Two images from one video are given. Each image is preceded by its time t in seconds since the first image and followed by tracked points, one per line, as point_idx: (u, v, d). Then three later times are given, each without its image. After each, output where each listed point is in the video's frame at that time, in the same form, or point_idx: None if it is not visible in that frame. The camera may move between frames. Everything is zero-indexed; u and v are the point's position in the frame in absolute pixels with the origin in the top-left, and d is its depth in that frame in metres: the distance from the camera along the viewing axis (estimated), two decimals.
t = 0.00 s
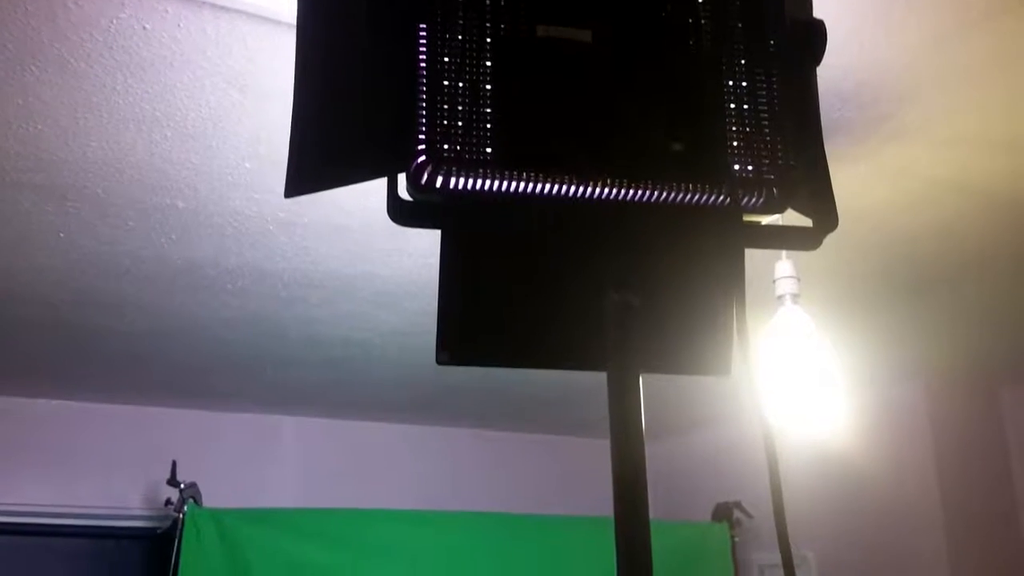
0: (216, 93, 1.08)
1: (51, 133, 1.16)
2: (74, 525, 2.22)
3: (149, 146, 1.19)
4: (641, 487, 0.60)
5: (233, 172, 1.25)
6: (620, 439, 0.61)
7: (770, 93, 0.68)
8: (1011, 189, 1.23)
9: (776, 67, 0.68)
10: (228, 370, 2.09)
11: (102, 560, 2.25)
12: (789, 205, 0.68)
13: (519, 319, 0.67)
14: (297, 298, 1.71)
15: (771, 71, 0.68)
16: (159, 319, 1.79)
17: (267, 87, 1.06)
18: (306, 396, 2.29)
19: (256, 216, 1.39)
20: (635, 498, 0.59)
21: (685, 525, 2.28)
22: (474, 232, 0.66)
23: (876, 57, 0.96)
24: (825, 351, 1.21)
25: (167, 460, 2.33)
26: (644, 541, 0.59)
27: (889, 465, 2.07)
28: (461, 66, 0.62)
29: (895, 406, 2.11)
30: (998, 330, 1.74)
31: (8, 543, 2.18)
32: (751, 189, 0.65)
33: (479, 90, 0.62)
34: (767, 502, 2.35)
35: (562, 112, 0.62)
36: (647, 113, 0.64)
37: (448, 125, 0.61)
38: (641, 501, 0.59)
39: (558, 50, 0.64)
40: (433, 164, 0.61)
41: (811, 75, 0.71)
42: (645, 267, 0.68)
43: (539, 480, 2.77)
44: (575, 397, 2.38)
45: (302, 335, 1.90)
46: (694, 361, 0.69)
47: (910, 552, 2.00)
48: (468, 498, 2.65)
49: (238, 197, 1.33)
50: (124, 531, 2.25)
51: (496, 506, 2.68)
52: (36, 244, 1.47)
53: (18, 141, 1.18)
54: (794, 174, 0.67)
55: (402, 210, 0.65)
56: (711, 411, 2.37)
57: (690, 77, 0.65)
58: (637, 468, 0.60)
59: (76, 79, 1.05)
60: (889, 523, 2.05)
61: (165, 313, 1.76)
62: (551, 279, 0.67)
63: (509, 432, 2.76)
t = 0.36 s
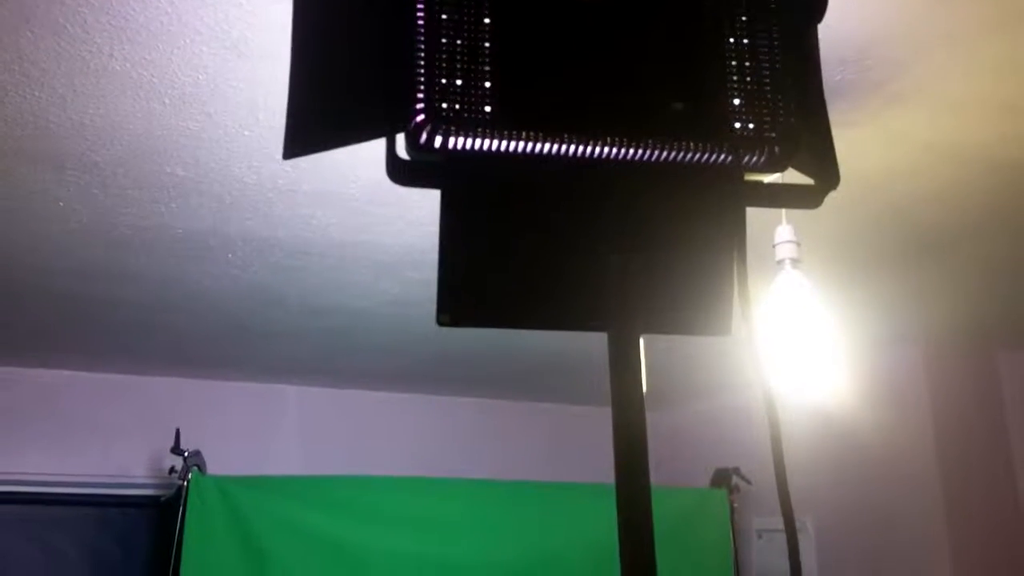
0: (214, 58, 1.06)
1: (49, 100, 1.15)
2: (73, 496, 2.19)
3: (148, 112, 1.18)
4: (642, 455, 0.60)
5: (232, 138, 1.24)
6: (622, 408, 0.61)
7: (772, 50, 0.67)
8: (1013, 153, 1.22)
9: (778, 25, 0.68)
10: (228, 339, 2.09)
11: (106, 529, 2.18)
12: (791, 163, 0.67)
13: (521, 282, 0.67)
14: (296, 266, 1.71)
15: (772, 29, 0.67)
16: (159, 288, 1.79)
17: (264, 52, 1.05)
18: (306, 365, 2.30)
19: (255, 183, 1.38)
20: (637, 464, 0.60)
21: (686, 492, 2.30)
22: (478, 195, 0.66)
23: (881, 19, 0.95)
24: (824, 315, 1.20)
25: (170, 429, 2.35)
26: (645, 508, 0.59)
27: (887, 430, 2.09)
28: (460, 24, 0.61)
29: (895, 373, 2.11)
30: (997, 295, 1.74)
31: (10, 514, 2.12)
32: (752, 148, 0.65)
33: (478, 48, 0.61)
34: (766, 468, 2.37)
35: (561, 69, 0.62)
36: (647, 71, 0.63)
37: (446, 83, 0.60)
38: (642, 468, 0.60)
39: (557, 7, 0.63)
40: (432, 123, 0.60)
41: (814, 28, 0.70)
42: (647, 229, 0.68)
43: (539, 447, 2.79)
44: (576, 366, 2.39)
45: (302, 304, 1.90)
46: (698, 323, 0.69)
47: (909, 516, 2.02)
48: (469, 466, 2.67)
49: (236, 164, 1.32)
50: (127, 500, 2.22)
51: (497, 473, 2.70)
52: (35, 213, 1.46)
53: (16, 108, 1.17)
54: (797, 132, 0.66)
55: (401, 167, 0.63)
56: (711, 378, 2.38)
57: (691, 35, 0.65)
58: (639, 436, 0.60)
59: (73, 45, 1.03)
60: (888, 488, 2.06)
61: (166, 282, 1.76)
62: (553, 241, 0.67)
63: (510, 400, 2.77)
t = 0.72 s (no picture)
0: (214, 25, 1.05)
1: (48, 66, 1.14)
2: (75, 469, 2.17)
3: (148, 78, 1.17)
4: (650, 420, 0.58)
5: (232, 106, 1.23)
6: (630, 372, 0.60)
7: (783, 11, 0.65)
8: None
9: None
10: (229, 310, 2.08)
11: (106, 502, 2.18)
12: (803, 128, 0.66)
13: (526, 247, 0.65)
14: (298, 237, 1.69)
15: None
16: (160, 259, 1.78)
17: (265, 18, 1.03)
18: (307, 337, 2.29)
19: (255, 152, 1.37)
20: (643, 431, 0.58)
21: (687, 464, 2.30)
22: (483, 155, 0.64)
23: None
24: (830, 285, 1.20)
25: (172, 400, 2.35)
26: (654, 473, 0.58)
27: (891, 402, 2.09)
28: None
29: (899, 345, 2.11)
30: (1002, 267, 1.73)
31: (10, 488, 2.12)
32: (763, 111, 0.64)
33: (485, 6, 0.60)
34: (769, 440, 2.38)
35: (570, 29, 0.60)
36: (657, 31, 0.61)
37: (452, 43, 0.59)
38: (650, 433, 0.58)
39: None
40: (437, 85, 0.59)
41: None
42: (653, 192, 0.67)
43: (541, 419, 2.79)
44: (578, 338, 2.38)
45: (303, 275, 1.89)
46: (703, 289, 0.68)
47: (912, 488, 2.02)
48: (471, 439, 2.67)
49: (237, 133, 1.31)
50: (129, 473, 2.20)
51: (497, 445, 2.71)
52: (35, 181, 1.45)
53: (14, 74, 1.16)
54: (807, 95, 0.65)
55: (406, 127, 0.63)
56: (713, 351, 2.38)
57: None
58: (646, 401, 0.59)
59: (71, 10, 1.02)
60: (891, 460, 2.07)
61: (167, 252, 1.75)
62: (558, 206, 0.66)
63: (511, 374, 2.77)
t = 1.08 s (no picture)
0: None
1: (52, 39, 1.13)
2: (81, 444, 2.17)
3: (151, 52, 1.16)
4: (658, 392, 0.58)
5: (236, 80, 1.23)
6: (636, 345, 0.60)
7: None
8: None
9: None
10: (232, 286, 2.08)
11: (111, 474, 2.19)
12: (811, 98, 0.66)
13: (532, 216, 0.66)
14: (300, 212, 1.69)
15: None
16: (164, 234, 1.78)
17: None
18: (310, 313, 2.30)
19: (259, 126, 1.37)
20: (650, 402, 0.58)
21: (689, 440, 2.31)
22: (490, 125, 0.64)
23: None
24: (834, 259, 1.19)
25: (177, 374, 2.35)
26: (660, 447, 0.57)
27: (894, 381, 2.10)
28: None
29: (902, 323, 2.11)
30: (1004, 243, 1.73)
31: (16, 463, 2.13)
32: (771, 81, 0.63)
33: None
34: (769, 417, 2.38)
35: None
36: None
37: (459, 12, 0.59)
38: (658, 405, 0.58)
39: None
40: (444, 54, 0.58)
41: None
42: (660, 162, 0.66)
43: (543, 395, 2.80)
44: (581, 315, 2.39)
45: (305, 251, 1.89)
46: (709, 257, 0.68)
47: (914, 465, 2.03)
48: (472, 416, 2.68)
49: (240, 107, 1.31)
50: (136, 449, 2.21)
51: (500, 421, 2.72)
52: (39, 155, 1.45)
53: (18, 47, 1.15)
54: (816, 65, 0.64)
55: (411, 98, 0.61)
56: (715, 329, 2.38)
57: None
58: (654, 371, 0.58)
59: None
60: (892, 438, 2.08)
61: (170, 228, 1.75)
62: (564, 175, 0.66)
63: (514, 351, 2.78)
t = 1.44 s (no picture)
0: None
1: None
2: (88, 406, 2.19)
3: (157, 11, 1.15)
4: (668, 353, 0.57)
5: (242, 40, 1.21)
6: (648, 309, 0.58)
7: None
8: None
9: None
10: (237, 250, 2.08)
11: (118, 437, 2.22)
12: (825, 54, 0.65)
13: (543, 173, 0.65)
14: (306, 176, 1.69)
15: None
16: (170, 197, 1.77)
17: None
18: (315, 278, 2.30)
19: (265, 88, 1.36)
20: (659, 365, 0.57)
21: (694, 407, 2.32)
22: (501, 79, 0.63)
23: None
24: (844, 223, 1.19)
25: (183, 337, 2.34)
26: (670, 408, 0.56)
27: (901, 348, 2.10)
28: None
29: (910, 290, 2.10)
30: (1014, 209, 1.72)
31: (24, 423, 2.15)
32: (785, 37, 0.63)
33: None
34: (774, 385, 2.38)
35: None
36: None
37: None
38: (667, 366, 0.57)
39: None
40: (455, 9, 0.58)
41: None
42: (674, 118, 0.65)
43: (548, 361, 2.81)
44: (587, 282, 2.38)
45: (312, 215, 1.88)
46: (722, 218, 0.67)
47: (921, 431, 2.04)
48: (478, 382, 2.69)
49: (246, 68, 1.29)
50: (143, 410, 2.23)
51: (505, 386, 2.73)
52: (44, 117, 1.44)
53: (22, 7, 1.14)
54: (831, 20, 0.64)
55: (421, 52, 0.62)
56: (722, 296, 2.38)
57: None
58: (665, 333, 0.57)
59: None
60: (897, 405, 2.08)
61: (176, 190, 1.74)
62: (575, 131, 0.65)
63: (519, 317, 2.78)
